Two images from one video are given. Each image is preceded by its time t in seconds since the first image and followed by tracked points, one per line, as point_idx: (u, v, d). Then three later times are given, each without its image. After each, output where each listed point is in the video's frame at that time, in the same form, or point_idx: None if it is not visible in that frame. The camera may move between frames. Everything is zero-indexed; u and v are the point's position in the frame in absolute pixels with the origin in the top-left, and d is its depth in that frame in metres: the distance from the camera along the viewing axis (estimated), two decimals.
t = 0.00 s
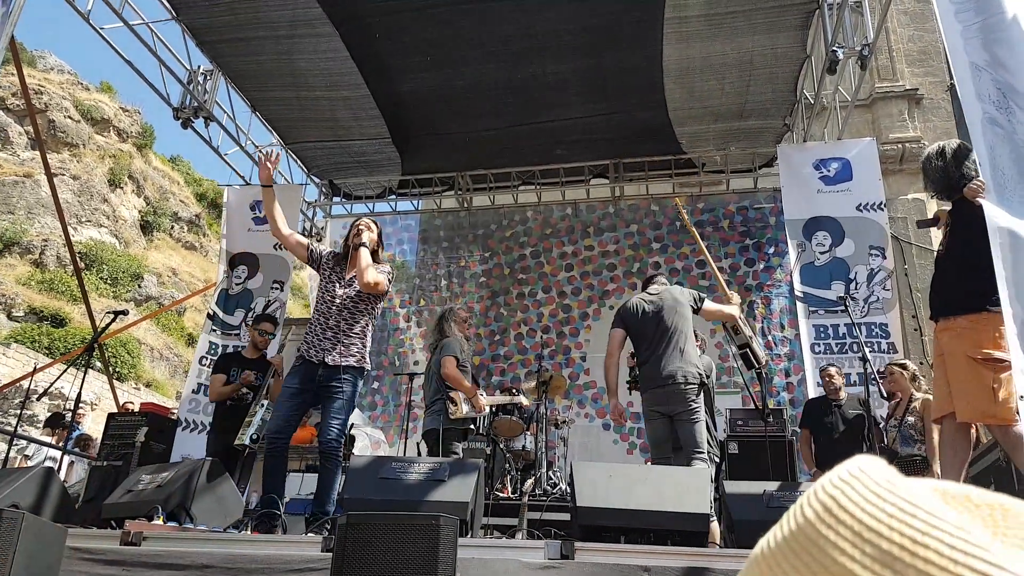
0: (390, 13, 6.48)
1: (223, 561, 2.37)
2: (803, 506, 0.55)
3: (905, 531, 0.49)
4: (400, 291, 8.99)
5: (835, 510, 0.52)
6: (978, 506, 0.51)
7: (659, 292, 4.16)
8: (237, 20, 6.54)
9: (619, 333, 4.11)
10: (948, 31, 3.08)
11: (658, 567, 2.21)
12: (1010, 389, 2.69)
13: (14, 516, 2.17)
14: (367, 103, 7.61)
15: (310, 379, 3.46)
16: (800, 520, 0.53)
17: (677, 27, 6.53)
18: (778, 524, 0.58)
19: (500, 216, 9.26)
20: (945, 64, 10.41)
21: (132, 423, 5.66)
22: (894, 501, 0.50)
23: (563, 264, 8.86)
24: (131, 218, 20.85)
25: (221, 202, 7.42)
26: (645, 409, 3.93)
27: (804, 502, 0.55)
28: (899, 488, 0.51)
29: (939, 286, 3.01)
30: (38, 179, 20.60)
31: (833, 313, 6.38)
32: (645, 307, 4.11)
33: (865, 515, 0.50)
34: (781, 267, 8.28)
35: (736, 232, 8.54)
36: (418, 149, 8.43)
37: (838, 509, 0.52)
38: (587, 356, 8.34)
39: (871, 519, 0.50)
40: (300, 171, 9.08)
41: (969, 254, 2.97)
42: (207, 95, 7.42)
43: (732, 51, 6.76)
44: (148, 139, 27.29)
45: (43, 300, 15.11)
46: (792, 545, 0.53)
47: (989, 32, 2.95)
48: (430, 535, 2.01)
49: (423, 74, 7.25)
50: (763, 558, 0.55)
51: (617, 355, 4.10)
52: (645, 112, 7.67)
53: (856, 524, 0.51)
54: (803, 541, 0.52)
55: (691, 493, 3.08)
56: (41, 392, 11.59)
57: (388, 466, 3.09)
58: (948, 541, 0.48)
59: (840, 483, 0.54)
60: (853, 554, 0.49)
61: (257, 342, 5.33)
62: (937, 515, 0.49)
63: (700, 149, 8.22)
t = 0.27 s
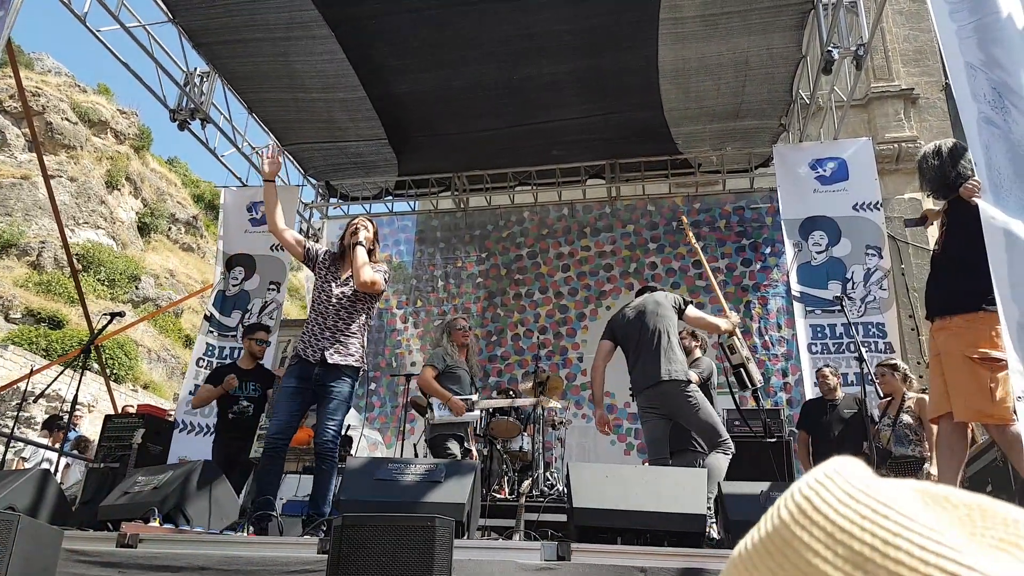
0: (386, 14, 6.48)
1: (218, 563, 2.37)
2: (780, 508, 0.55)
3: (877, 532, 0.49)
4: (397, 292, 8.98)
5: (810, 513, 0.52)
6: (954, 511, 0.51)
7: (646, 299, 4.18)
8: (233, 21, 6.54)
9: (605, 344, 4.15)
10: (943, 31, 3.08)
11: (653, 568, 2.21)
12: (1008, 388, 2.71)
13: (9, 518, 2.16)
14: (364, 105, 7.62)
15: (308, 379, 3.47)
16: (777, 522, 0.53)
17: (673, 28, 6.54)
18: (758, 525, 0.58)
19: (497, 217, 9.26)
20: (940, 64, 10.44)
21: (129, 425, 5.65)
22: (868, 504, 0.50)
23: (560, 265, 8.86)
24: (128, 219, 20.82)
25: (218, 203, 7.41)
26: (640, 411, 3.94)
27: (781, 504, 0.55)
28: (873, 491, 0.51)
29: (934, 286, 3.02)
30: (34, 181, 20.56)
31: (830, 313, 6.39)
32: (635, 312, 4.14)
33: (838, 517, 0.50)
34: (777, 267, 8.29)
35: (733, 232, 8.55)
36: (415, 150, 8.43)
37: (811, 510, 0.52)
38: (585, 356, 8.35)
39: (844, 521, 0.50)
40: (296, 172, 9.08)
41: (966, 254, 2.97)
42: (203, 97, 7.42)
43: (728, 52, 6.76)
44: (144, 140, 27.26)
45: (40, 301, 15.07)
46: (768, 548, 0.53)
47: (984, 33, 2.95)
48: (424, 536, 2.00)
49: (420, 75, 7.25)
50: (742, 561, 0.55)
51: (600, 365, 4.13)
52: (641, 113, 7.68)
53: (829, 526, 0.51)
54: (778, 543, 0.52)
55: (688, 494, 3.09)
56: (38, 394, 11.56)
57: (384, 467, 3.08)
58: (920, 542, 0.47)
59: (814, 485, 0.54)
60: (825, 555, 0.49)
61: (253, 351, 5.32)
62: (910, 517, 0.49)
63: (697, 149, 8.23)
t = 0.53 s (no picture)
0: (382, 15, 6.48)
1: (215, 565, 2.36)
2: (770, 503, 0.54)
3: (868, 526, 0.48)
4: (395, 294, 8.97)
5: (800, 508, 0.51)
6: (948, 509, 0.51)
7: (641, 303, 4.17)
8: (229, 23, 6.54)
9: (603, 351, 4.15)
10: (938, 31, 3.08)
11: (651, 568, 2.21)
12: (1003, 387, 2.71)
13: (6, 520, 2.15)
14: (360, 106, 7.61)
15: (298, 380, 3.46)
16: (766, 516, 0.52)
17: (669, 28, 6.54)
18: (746, 520, 0.57)
19: (494, 218, 9.26)
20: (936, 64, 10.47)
21: (127, 427, 5.64)
22: (859, 498, 0.49)
23: (557, 265, 8.86)
24: (125, 222, 20.80)
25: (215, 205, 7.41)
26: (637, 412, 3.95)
27: (770, 497, 0.54)
28: (863, 485, 0.50)
29: (930, 285, 3.03)
30: (30, 184, 20.53)
31: (827, 313, 6.40)
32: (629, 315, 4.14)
33: (830, 510, 0.50)
34: (775, 267, 8.30)
35: (730, 232, 8.56)
36: (412, 151, 8.43)
37: (802, 504, 0.51)
38: (582, 357, 8.35)
39: (835, 516, 0.49)
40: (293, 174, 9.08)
41: (961, 253, 2.97)
42: (200, 98, 7.41)
43: (724, 52, 6.77)
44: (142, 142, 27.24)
45: (37, 304, 15.05)
46: (757, 543, 0.52)
47: (979, 32, 2.96)
48: (422, 537, 2.00)
49: (416, 77, 7.25)
50: (730, 557, 0.54)
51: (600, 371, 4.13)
52: (638, 113, 7.69)
53: (820, 520, 0.50)
54: (768, 537, 0.51)
55: (685, 493, 3.09)
56: (36, 397, 11.55)
57: (381, 468, 3.07)
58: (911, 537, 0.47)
59: (805, 479, 0.52)
60: (815, 550, 0.48)
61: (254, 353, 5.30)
62: (902, 512, 0.48)
63: (694, 149, 8.24)
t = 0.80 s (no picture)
0: (378, 14, 6.46)
1: (210, 563, 2.36)
2: (750, 499, 0.53)
3: (848, 522, 0.47)
4: (391, 292, 8.96)
5: (781, 504, 0.50)
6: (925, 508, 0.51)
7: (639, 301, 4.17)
8: (225, 21, 6.52)
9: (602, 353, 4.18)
10: (935, 29, 3.08)
11: (645, 566, 2.20)
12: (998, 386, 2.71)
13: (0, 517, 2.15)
14: (356, 104, 7.60)
15: (279, 378, 3.47)
16: (745, 512, 0.51)
17: (666, 27, 6.54)
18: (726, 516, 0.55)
19: (490, 217, 9.26)
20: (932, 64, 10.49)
21: (123, 425, 5.62)
22: (839, 494, 0.48)
23: (554, 264, 8.87)
24: (121, 220, 20.75)
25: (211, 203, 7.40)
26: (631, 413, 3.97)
27: (750, 494, 0.53)
28: (843, 480, 0.49)
29: (925, 283, 3.03)
30: (27, 182, 20.46)
31: (823, 312, 6.42)
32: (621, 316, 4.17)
33: (811, 505, 0.48)
34: (770, 266, 8.31)
35: (726, 231, 8.57)
36: (408, 150, 8.42)
37: (782, 500, 0.50)
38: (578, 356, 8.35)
39: (816, 512, 0.48)
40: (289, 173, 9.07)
41: (957, 252, 2.98)
42: (195, 96, 7.40)
43: (720, 51, 6.78)
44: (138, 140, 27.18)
45: (33, 302, 15.00)
46: (736, 539, 0.51)
47: (976, 30, 2.97)
48: (417, 535, 2.00)
49: (412, 75, 7.24)
50: (708, 554, 0.53)
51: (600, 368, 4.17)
52: (635, 112, 7.69)
53: (801, 517, 0.49)
54: (747, 534, 0.50)
55: (681, 491, 3.09)
56: (31, 395, 11.51)
57: (375, 467, 3.07)
58: (893, 534, 0.46)
59: (786, 474, 0.51)
60: (793, 546, 0.47)
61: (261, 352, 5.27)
62: (882, 508, 0.47)
63: (690, 149, 8.24)
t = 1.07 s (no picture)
0: (377, 11, 6.45)
1: (210, 559, 2.35)
2: (764, 486, 0.54)
3: (868, 512, 0.48)
4: (391, 290, 8.94)
5: (797, 492, 0.51)
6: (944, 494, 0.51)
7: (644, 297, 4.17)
8: (224, 19, 6.51)
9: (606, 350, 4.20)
10: (937, 24, 3.08)
11: (644, 563, 2.20)
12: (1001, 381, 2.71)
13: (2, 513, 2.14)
14: (356, 102, 7.59)
15: (269, 376, 3.46)
16: (760, 500, 0.52)
17: (665, 23, 6.52)
18: (739, 501, 0.56)
19: (490, 214, 9.25)
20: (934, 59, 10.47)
21: (124, 422, 5.62)
22: (859, 485, 0.49)
23: (554, 262, 8.86)
24: (122, 218, 20.75)
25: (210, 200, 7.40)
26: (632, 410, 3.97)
27: (765, 481, 0.54)
28: (861, 467, 0.50)
29: (927, 279, 3.02)
30: (27, 180, 20.47)
31: (824, 308, 6.41)
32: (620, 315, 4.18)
33: (827, 496, 0.50)
34: (771, 263, 8.29)
35: (726, 228, 8.55)
36: (408, 147, 8.41)
37: (799, 489, 0.51)
38: (578, 353, 8.34)
39: (835, 502, 0.49)
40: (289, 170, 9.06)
41: (958, 248, 2.98)
42: (195, 95, 7.39)
43: (720, 47, 6.76)
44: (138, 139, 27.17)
45: (34, 301, 15.01)
46: (750, 526, 0.52)
47: (979, 25, 2.96)
48: (417, 531, 2.00)
49: (411, 72, 7.23)
50: (723, 540, 0.54)
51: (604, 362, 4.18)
52: (634, 109, 7.67)
53: (818, 506, 0.50)
54: (761, 521, 0.51)
55: (681, 488, 3.09)
56: (33, 393, 11.53)
57: (376, 463, 3.07)
58: (913, 523, 0.47)
59: (801, 462, 0.53)
60: (813, 536, 0.49)
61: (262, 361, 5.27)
62: (902, 496, 0.48)
63: (690, 145, 8.24)
